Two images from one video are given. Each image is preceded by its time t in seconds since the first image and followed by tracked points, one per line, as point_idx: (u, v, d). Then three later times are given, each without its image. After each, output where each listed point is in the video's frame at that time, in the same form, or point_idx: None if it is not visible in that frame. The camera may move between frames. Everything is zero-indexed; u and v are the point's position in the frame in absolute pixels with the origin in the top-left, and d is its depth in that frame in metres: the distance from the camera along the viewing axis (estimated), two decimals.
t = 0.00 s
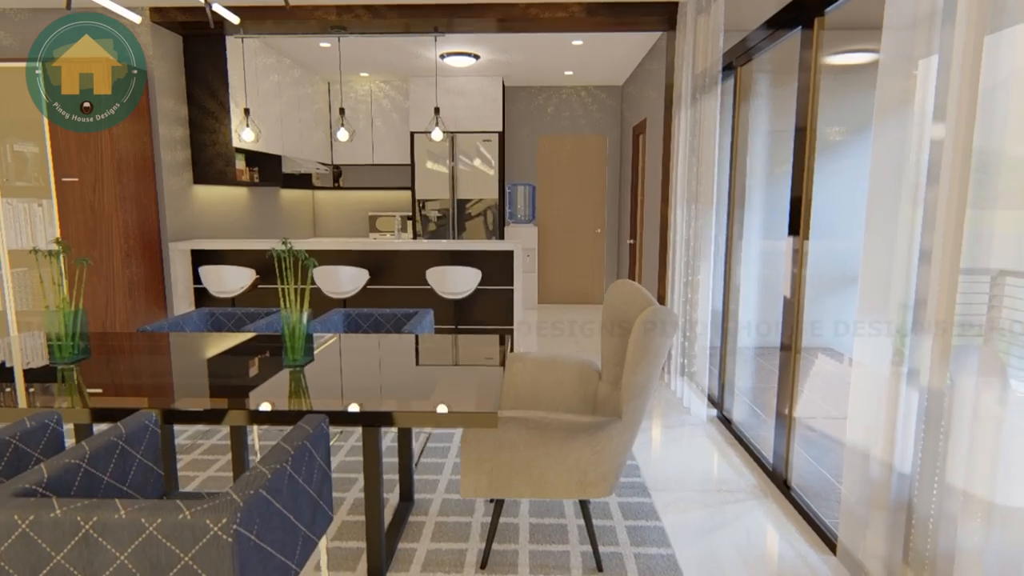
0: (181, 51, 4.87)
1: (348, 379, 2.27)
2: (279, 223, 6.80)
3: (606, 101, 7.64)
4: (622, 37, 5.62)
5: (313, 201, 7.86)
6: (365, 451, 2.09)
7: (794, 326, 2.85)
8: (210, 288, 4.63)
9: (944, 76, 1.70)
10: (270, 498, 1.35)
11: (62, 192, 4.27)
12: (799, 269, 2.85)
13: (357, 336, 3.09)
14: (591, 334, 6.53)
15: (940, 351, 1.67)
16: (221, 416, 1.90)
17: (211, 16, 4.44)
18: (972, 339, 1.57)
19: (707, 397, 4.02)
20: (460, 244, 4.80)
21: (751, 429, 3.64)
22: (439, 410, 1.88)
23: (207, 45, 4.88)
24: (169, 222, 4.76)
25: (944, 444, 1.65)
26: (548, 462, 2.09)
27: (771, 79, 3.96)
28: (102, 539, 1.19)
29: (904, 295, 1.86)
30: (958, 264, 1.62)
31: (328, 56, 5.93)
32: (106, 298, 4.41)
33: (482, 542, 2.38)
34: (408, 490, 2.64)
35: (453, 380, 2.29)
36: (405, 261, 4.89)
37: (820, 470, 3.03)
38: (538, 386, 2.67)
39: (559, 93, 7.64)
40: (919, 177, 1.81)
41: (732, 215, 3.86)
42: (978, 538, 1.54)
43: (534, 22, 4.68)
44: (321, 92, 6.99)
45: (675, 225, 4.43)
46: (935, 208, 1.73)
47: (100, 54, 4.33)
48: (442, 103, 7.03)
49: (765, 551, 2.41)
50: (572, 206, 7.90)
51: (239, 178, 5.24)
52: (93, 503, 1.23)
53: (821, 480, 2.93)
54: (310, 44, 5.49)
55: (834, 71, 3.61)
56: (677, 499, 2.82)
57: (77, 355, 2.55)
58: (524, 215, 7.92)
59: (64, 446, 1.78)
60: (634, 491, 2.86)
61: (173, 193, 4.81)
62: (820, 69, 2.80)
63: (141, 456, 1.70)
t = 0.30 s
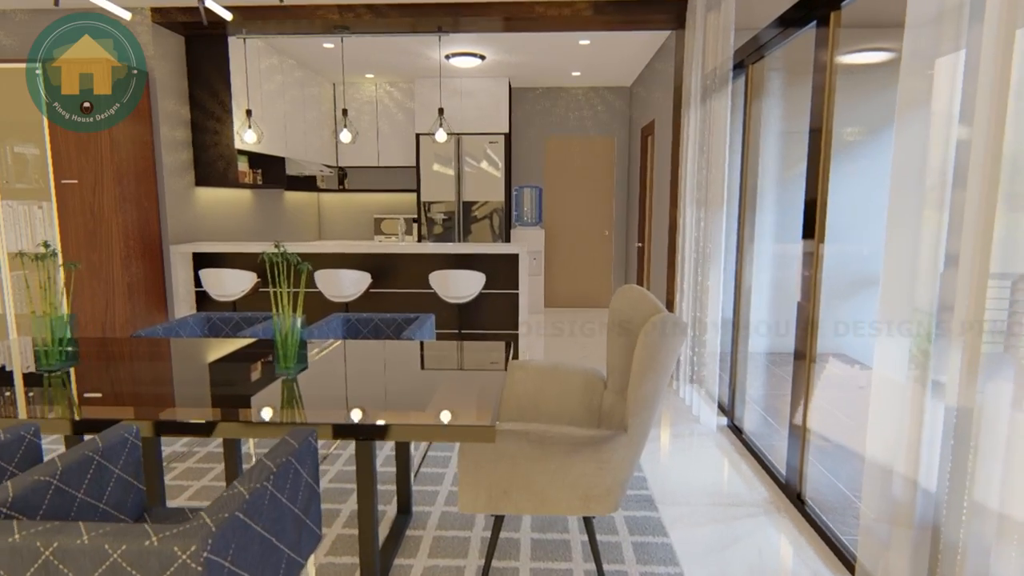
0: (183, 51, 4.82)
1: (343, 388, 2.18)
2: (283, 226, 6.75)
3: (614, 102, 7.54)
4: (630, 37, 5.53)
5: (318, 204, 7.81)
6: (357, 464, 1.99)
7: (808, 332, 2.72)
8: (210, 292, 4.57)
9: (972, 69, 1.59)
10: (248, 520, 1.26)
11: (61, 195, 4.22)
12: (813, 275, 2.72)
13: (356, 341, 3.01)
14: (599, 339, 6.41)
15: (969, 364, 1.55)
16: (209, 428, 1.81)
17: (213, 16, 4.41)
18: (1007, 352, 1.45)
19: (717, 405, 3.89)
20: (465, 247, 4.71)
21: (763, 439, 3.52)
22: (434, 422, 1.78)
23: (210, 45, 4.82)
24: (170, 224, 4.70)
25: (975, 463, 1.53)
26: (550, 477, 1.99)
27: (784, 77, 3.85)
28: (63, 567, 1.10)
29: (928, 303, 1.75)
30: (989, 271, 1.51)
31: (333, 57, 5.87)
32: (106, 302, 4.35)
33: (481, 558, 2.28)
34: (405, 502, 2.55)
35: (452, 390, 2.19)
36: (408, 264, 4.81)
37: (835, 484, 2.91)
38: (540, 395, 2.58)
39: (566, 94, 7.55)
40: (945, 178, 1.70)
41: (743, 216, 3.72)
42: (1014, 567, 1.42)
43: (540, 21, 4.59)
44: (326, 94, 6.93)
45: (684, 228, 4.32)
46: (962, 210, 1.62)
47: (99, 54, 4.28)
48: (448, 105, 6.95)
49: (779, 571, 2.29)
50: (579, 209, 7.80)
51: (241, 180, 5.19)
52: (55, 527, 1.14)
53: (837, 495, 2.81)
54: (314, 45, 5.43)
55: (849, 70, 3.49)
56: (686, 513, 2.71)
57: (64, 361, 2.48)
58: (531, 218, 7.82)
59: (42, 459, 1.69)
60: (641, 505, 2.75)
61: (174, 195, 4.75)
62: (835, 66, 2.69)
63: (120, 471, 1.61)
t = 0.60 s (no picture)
0: (186, 52, 4.77)
1: (337, 398, 2.08)
2: (288, 228, 6.68)
3: (624, 103, 7.42)
4: (640, 35, 5.41)
5: (324, 206, 7.75)
6: (349, 480, 1.89)
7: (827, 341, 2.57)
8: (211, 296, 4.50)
9: (1011, 58, 1.46)
10: (220, 551, 1.16)
11: (61, 198, 4.16)
12: (833, 281, 2.57)
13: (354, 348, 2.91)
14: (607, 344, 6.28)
15: (1009, 380, 1.42)
16: (193, 444, 1.71)
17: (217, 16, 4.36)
18: None
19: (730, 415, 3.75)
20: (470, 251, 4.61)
21: (778, 451, 3.38)
22: (427, 438, 1.68)
23: (213, 46, 4.76)
24: (172, 227, 4.64)
25: (1015, 489, 1.40)
26: (554, 495, 1.87)
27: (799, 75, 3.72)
28: None
29: (960, 312, 1.62)
30: None
31: (338, 58, 5.80)
32: (106, 306, 4.29)
33: None
34: (403, 517, 2.44)
35: (451, 400, 2.09)
36: (412, 267, 4.71)
37: (855, 500, 2.77)
38: (544, 406, 2.46)
39: (575, 96, 7.44)
40: (980, 175, 1.56)
41: (756, 219, 3.58)
42: None
43: (548, 19, 4.49)
44: (332, 95, 6.87)
45: (695, 231, 4.19)
46: (1000, 212, 1.49)
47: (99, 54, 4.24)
48: (455, 106, 6.86)
49: None
50: (588, 212, 7.68)
51: (244, 182, 5.12)
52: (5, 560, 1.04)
53: (858, 513, 2.66)
54: (319, 45, 5.36)
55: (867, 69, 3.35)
56: (698, 530, 2.58)
57: (48, 368, 2.41)
58: (539, 221, 7.71)
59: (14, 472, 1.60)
60: (650, 522, 2.63)
61: (176, 198, 4.69)
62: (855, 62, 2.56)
63: (94, 490, 1.52)
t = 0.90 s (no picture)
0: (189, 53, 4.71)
1: (328, 412, 1.97)
2: (294, 232, 6.61)
3: (635, 104, 7.29)
4: (651, 34, 5.28)
5: (331, 210, 7.68)
6: (339, 501, 1.77)
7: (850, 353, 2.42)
8: (212, 300, 4.42)
9: None
10: None
11: (61, 200, 4.09)
12: (857, 290, 2.41)
13: (352, 356, 2.80)
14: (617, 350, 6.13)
15: None
16: (172, 462, 1.61)
17: (220, 16, 4.29)
18: None
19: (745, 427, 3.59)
20: (476, 255, 4.49)
21: (797, 466, 3.22)
22: (420, 458, 1.56)
23: (216, 47, 4.70)
24: (174, 231, 4.58)
25: None
26: (556, 518, 1.75)
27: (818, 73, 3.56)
28: None
29: (1004, 327, 1.46)
30: None
31: (344, 59, 5.71)
32: (106, 310, 4.22)
33: None
34: (401, 536, 2.33)
35: (449, 413, 1.97)
36: (418, 272, 4.61)
37: (880, 521, 2.61)
38: (548, 420, 2.34)
39: (585, 97, 7.31)
40: None
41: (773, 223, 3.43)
42: None
43: (557, 18, 4.37)
44: (338, 97, 6.80)
45: (709, 235, 4.05)
46: None
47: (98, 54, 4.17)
48: (463, 108, 6.76)
49: None
50: (599, 215, 7.55)
51: (248, 185, 5.05)
52: None
53: (883, 535, 2.51)
54: (324, 46, 5.28)
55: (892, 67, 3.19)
56: (713, 552, 2.44)
57: (28, 378, 2.31)
58: (548, 224, 7.59)
59: None
60: (662, 543, 2.48)
61: (178, 201, 4.62)
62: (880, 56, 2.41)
63: (60, 513, 1.41)
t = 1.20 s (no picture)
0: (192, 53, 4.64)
1: (317, 428, 1.84)
2: (300, 235, 6.52)
3: (647, 106, 7.15)
4: (665, 33, 5.14)
5: (339, 213, 7.59)
6: (326, 526, 1.65)
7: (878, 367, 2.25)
8: (213, 305, 4.33)
9: None
10: None
11: (61, 204, 4.01)
12: (886, 300, 2.24)
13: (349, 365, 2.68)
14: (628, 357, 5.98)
15: None
16: (143, 486, 1.49)
17: (223, 16, 4.22)
18: None
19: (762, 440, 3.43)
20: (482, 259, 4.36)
21: (818, 483, 3.06)
22: (410, 484, 1.42)
23: (219, 48, 4.62)
24: (175, 234, 4.50)
25: None
26: (559, 547, 1.61)
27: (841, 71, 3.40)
28: None
29: None
30: None
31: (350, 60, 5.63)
32: (105, 315, 4.14)
33: None
34: (396, 558, 2.20)
35: (446, 431, 1.83)
36: (423, 277, 4.49)
37: (909, 545, 2.44)
38: (553, 435, 2.20)
39: (596, 98, 7.17)
40: None
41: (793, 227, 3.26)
42: None
43: (567, 15, 4.25)
44: (346, 99, 6.71)
45: (724, 239, 3.89)
46: None
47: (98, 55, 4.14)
48: (472, 110, 6.65)
49: None
50: (610, 218, 7.39)
51: (252, 188, 4.96)
52: None
53: (913, 561, 2.34)
54: (329, 46, 5.19)
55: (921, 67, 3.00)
56: None
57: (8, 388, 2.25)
58: (558, 228, 7.44)
59: None
60: (674, 568, 2.33)
61: (180, 204, 4.54)
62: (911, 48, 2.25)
63: (17, 541, 1.29)
